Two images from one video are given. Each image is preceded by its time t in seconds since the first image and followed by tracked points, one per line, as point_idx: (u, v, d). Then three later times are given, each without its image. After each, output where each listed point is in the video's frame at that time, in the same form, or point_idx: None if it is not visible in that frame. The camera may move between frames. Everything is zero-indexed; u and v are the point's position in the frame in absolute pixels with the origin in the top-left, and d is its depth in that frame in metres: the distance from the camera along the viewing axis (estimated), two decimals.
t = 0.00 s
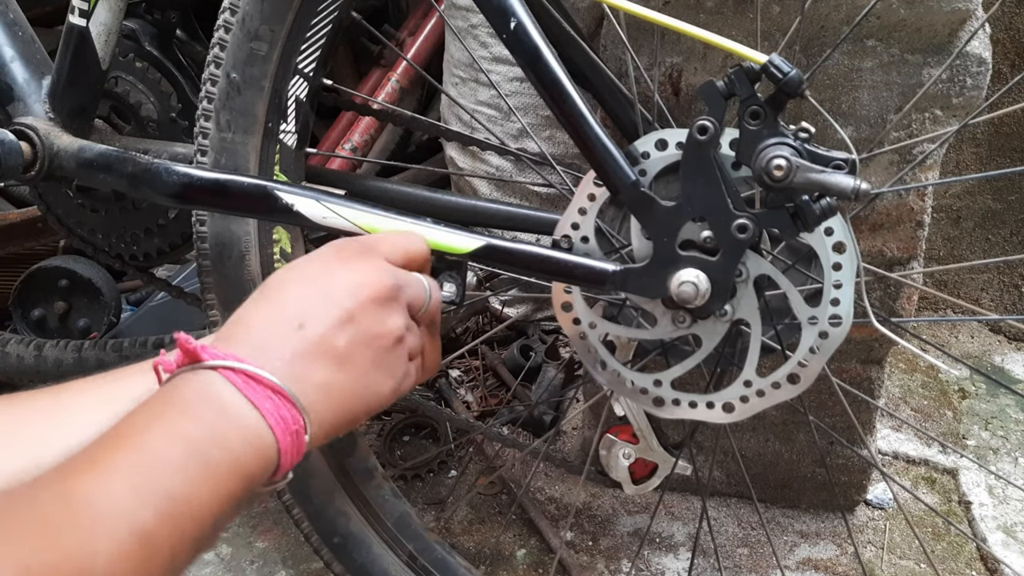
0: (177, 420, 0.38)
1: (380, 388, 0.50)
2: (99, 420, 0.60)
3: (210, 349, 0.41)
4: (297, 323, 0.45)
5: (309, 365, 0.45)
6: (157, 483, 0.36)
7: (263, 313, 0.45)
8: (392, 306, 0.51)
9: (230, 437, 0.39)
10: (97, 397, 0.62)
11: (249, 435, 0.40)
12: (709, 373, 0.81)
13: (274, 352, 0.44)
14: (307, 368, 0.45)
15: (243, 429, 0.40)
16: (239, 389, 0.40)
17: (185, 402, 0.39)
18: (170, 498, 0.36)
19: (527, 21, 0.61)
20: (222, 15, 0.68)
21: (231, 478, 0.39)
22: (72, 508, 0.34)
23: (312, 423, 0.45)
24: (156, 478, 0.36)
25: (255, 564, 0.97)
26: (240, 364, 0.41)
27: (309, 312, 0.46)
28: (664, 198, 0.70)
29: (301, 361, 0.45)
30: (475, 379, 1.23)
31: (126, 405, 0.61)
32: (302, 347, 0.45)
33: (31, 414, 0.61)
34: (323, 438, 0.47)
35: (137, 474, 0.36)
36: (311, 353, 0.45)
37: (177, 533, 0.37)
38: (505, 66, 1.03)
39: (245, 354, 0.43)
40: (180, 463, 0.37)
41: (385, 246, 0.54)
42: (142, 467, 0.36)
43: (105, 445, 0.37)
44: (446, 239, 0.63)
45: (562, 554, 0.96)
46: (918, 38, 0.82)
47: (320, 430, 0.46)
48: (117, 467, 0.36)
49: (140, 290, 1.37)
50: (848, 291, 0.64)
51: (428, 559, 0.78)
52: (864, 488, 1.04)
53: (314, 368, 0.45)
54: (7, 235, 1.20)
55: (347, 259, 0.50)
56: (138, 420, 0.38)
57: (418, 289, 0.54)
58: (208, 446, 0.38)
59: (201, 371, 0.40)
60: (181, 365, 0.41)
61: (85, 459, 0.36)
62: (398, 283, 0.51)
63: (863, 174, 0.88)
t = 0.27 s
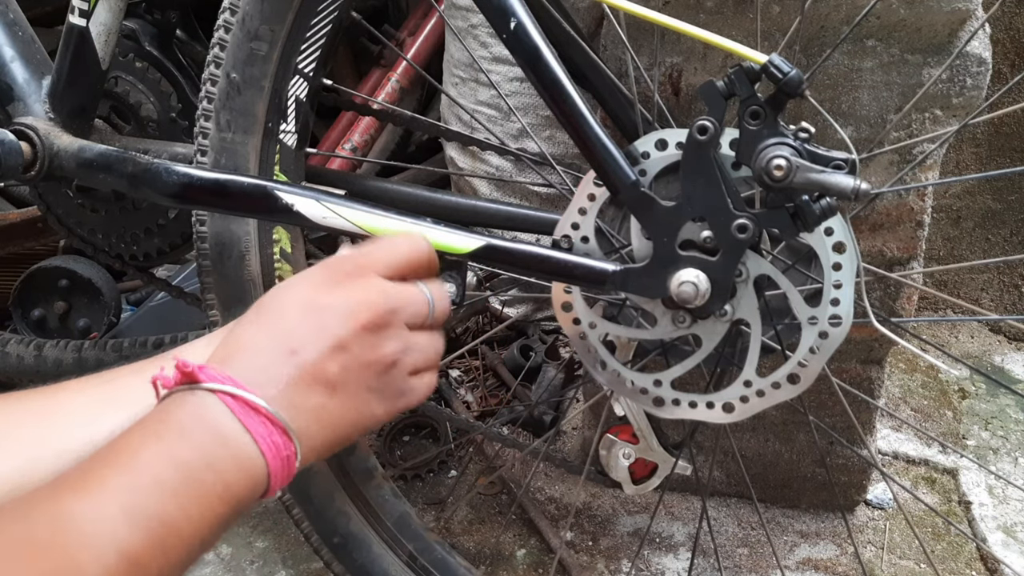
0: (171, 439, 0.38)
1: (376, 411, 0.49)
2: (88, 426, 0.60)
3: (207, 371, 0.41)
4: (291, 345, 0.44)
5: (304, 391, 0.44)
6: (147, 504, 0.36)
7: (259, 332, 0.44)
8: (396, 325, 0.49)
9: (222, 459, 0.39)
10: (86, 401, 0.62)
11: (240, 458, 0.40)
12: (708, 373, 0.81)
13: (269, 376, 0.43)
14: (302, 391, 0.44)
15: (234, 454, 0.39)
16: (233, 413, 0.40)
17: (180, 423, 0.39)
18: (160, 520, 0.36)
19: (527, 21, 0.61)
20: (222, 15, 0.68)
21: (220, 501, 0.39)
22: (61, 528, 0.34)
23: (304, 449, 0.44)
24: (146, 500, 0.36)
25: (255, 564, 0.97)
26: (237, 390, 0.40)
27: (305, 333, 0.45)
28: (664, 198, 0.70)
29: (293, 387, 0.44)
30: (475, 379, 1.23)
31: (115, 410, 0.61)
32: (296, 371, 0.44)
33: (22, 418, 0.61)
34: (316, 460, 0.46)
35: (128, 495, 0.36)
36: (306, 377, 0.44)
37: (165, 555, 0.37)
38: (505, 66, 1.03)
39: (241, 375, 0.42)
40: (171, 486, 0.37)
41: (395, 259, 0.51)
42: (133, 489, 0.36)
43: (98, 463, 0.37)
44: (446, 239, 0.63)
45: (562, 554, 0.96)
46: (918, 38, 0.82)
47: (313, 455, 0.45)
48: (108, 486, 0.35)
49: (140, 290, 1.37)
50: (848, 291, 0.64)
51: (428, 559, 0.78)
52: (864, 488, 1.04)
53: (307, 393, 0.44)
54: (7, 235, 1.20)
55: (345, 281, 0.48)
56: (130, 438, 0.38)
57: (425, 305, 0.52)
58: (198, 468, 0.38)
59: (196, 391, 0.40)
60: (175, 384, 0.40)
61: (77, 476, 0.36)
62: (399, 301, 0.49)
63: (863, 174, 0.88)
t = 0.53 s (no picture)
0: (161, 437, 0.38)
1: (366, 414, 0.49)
2: (85, 422, 0.60)
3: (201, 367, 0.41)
4: (283, 345, 0.44)
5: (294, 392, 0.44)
6: (137, 501, 0.36)
7: (254, 332, 0.44)
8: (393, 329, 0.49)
9: (212, 455, 0.39)
10: (84, 396, 0.62)
11: (229, 455, 0.40)
12: (709, 373, 0.81)
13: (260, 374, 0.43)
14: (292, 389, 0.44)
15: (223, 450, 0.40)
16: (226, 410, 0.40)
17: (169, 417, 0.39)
18: (148, 517, 0.37)
19: (527, 21, 0.61)
20: (222, 15, 0.68)
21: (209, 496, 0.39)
22: (50, 527, 0.34)
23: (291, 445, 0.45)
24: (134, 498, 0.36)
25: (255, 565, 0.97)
26: (230, 388, 0.41)
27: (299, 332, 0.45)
28: (664, 198, 0.70)
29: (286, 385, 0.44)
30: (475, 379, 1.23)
31: (116, 404, 0.61)
32: (288, 370, 0.44)
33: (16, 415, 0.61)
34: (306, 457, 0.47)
35: (118, 492, 0.36)
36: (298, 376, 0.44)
37: (153, 549, 0.37)
38: (505, 66, 1.03)
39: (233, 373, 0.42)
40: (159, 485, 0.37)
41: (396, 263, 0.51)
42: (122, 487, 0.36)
43: (86, 458, 0.37)
44: (446, 239, 0.63)
45: (562, 554, 0.96)
46: (918, 38, 0.82)
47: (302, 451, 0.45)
48: (97, 484, 0.36)
49: (140, 290, 1.37)
50: (848, 291, 0.64)
51: (428, 559, 0.78)
52: (864, 488, 1.04)
53: (297, 393, 0.44)
54: (7, 235, 1.20)
55: (344, 278, 0.48)
56: (121, 433, 0.38)
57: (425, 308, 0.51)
58: (187, 467, 0.38)
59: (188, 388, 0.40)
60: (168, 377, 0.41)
61: (65, 473, 0.36)
62: (395, 307, 0.48)
63: (863, 174, 0.88)
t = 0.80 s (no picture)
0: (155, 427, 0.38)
1: (356, 407, 0.49)
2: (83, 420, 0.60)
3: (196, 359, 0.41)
4: (277, 337, 0.44)
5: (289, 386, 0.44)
6: (127, 493, 0.36)
7: (251, 325, 0.44)
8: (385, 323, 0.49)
9: (205, 447, 0.39)
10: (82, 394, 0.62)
11: (222, 445, 0.40)
12: (709, 373, 0.81)
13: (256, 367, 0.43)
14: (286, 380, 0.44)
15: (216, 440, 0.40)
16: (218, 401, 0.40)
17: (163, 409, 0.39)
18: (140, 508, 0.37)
19: (527, 21, 0.61)
20: (222, 15, 0.68)
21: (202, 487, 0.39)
22: (40, 518, 0.34)
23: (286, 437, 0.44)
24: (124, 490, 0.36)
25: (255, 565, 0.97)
26: (222, 377, 0.41)
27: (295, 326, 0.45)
28: (664, 198, 0.70)
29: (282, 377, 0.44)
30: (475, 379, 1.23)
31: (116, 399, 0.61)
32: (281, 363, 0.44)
33: (15, 409, 0.61)
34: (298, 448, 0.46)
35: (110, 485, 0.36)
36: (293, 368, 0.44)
37: (145, 541, 0.37)
38: (505, 66, 1.03)
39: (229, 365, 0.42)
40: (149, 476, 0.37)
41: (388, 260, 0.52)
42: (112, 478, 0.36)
43: (81, 449, 0.37)
44: (445, 239, 0.63)
45: (562, 554, 0.96)
46: (918, 38, 0.82)
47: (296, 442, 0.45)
48: (86, 476, 0.36)
49: (140, 290, 1.37)
50: (848, 291, 0.64)
51: (427, 559, 0.78)
52: (864, 488, 1.04)
53: (293, 384, 0.44)
54: (7, 235, 1.20)
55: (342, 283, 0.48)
56: (115, 424, 0.38)
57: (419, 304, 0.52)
58: (179, 459, 0.38)
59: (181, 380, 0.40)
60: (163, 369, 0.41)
61: (59, 464, 0.36)
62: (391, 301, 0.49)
63: (863, 174, 0.88)
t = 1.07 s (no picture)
0: (161, 425, 0.38)
1: (362, 408, 0.51)
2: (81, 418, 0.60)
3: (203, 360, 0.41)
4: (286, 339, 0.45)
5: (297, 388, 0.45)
6: (137, 492, 0.36)
7: (255, 329, 0.45)
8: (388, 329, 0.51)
9: (212, 448, 0.39)
10: (80, 395, 0.61)
11: (229, 447, 0.40)
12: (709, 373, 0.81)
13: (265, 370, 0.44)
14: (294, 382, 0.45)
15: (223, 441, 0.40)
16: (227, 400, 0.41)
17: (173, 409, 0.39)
18: (146, 508, 0.36)
19: (527, 21, 0.61)
20: (222, 15, 0.68)
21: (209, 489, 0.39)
22: (51, 516, 0.34)
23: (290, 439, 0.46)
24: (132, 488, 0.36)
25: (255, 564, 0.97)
26: (231, 378, 0.41)
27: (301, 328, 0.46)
28: (664, 198, 0.70)
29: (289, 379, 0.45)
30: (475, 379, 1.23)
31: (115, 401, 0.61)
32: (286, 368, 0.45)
33: (14, 410, 0.61)
34: (301, 450, 0.48)
35: (118, 480, 0.36)
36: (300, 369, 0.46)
37: (148, 541, 0.37)
38: (505, 66, 1.03)
39: (238, 368, 0.43)
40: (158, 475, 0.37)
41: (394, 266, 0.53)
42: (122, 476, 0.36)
43: (88, 447, 0.37)
44: (445, 238, 0.63)
45: (562, 554, 0.96)
46: (918, 38, 0.82)
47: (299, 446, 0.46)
48: (96, 473, 0.36)
49: (140, 290, 1.37)
50: (848, 291, 0.64)
51: (428, 559, 0.78)
52: (864, 488, 1.04)
53: (300, 386, 0.46)
54: (6, 235, 1.20)
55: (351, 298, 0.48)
56: (120, 425, 0.38)
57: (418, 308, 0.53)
58: (188, 459, 0.38)
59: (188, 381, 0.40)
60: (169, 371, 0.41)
61: (66, 462, 0.36)
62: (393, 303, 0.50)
63: (863, 174, 0.88)
